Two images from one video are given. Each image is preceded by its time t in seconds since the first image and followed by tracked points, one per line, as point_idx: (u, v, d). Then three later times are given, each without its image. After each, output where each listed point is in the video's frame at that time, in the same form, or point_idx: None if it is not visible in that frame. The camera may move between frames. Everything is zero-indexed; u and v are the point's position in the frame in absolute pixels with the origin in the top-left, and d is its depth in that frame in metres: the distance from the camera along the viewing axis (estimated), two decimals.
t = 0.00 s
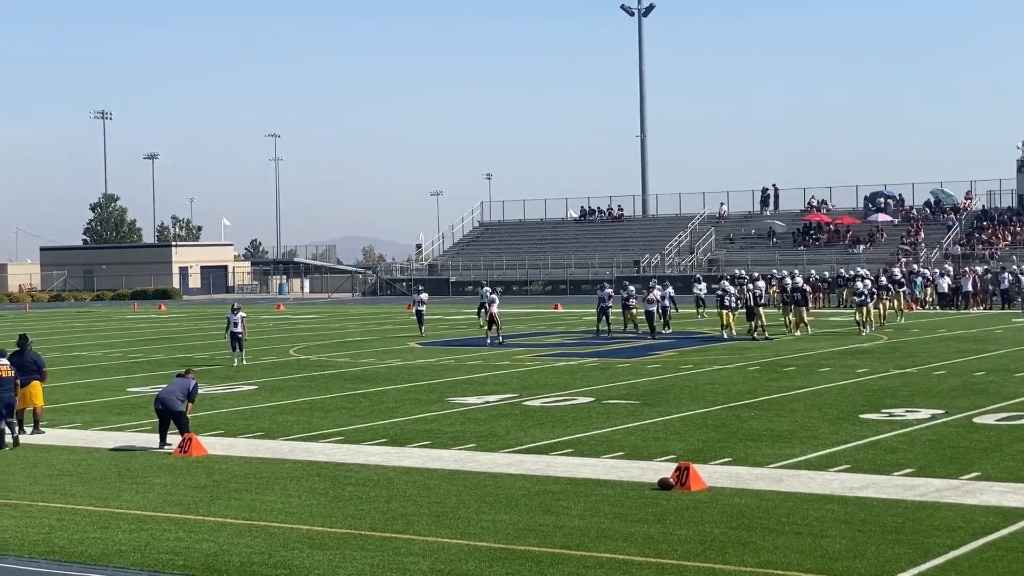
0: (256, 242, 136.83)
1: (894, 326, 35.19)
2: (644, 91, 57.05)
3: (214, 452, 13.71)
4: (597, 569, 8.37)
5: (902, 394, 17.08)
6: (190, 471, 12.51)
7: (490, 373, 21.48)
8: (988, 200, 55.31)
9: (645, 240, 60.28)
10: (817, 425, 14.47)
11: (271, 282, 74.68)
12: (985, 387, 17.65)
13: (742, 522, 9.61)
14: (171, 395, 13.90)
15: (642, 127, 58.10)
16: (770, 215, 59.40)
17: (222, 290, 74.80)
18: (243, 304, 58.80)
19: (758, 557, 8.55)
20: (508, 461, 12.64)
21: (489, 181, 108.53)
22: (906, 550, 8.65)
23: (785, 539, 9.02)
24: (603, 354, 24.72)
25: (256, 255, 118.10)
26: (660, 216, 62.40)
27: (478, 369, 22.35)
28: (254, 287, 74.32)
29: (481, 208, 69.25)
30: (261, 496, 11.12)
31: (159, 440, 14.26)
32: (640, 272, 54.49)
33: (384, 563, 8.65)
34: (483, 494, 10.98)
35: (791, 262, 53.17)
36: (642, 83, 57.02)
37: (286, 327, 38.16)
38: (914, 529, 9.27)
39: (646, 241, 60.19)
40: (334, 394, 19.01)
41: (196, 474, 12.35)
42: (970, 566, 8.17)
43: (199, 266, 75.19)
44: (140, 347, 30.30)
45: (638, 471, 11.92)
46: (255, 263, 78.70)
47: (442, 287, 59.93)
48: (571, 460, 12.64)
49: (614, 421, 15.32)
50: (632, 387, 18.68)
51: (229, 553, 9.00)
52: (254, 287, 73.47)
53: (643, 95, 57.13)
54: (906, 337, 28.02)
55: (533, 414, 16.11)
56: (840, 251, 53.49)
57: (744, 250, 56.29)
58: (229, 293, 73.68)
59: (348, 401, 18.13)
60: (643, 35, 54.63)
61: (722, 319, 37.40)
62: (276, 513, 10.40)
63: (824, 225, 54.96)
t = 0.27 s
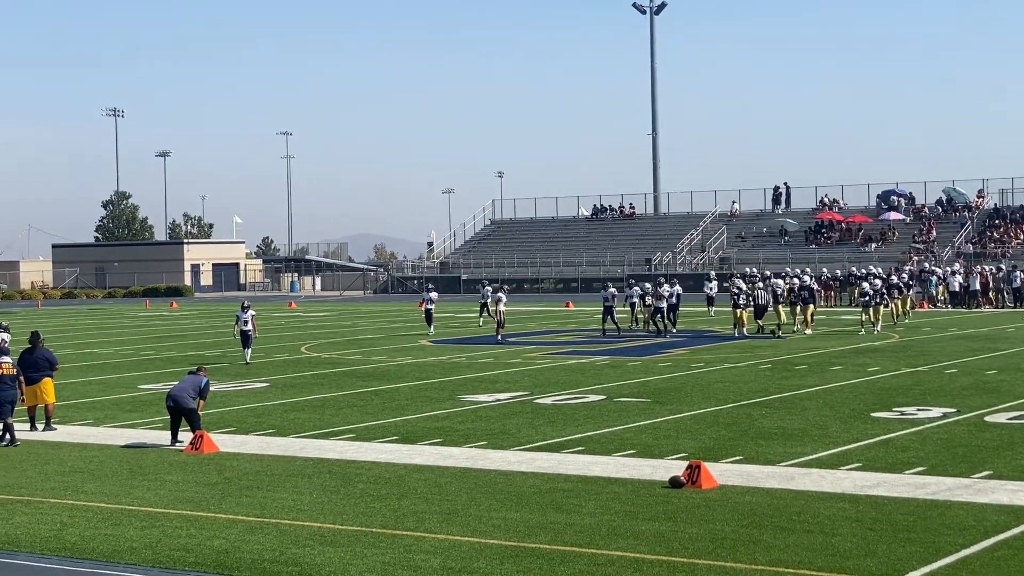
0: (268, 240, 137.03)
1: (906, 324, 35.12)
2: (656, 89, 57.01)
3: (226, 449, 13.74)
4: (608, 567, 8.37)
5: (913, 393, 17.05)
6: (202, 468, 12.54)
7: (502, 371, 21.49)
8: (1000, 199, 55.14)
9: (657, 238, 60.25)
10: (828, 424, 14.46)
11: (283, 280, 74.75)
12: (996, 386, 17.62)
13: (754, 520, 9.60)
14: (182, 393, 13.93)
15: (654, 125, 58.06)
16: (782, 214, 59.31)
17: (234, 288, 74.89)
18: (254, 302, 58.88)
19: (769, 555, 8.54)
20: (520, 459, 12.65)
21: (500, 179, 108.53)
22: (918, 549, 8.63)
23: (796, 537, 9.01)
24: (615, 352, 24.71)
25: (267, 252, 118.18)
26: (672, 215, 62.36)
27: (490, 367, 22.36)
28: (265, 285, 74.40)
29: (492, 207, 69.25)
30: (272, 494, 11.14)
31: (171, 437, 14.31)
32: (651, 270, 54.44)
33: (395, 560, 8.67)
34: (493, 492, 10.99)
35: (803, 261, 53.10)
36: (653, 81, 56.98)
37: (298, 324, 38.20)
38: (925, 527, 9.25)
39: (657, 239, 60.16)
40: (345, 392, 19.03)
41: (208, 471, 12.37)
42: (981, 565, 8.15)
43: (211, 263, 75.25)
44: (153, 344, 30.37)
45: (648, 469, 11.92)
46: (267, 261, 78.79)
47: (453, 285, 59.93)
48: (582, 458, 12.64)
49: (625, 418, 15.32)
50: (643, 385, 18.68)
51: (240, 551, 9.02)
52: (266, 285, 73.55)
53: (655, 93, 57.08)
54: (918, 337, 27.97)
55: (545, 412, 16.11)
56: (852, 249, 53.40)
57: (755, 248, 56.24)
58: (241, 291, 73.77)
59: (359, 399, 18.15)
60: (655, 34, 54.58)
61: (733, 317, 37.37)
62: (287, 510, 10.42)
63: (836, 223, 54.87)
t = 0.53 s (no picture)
0: (272, 236, 137.07)
1: (909, 321, 35.10)
2: (659, 86, 56.99)
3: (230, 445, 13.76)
4: (610, 564, 8.38)
5: (916, 390, 17.05)
6: (205, 464, 12.56)
7: (505, 367, 21.50)
8: (1004, 196, 55.07)
9: (660, 236, 60.24)
10: (831, 421, 14.47)
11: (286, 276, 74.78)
12: (999, 383, 17.62)
13: (757, 517, 9.61)
14: (186, 388, 13.94)
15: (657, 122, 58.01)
16: (785, 211, 59.26)
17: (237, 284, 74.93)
18: (257, 298, 58.92)
19: (772, 552, 8.54)
20: (523, 455, 12.66)
21: (502, 176, 108.55)
22: (921, 546, 8.63)
23: (799, 535, 9.02)
24: (618, 349, 24.72)
25: (270, 249, 118.15)
26: (675, 212, 62.32)
27: (493, 363, 22.38)
28: (269, 281, 74.42)
29: (495, 204, 69.25)
30: (275, 490, 11.16)
31: (175, 432, 14.34)
32: (654, 267, 54.42)
33: (399, 557, 8.67)
34: (497, 488, 11.00)
35: (806, 259, 53.08)
36: (657, 79, 56.94)
37: (301, 321, 38.21)
38: (927, 525, 9.26)
39: (661, 236, 60.16)
40: (349, 388, 19.06)
41: (211, 467, 12.40)
42: (983, 563, 8.16)
43: (215, 259, 75.26)
44: (156, 341, 30.41)
45: (652, 466, 11.93)
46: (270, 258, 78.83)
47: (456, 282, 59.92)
48: (586, 454, 12.65)
49: (628, 415, 15.34)
50: (646, 382, 18.70)
51: (243, 546, 9.04)
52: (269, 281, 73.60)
53: (658, 90, 57.05)
54: (921, 334, 27.96)
55: (548, 408, 16.13)
56: (855, 247, 53.38)
57: (758, 246, 56.20)
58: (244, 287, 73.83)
59: (362, 395, 18.17)
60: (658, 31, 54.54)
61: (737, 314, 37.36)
62: (290, 506, 10.43)
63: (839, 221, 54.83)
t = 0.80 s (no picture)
0: (268, 233, 136.98)
1: (905, 319, 35.10)
2: (656, 83, 56.95)
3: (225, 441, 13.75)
4: (606, 560, 8.38)
5: (912, 388, 17.06)
6: (201, 459, 12.55)
7: (501, 364, 21.49)
8: (1000, 194, 55.06)
9: (656, 233, 60.24)
10: (827, 418, 14.47)
11: (282, 272, 74.75)
12: (995, 381, 17.63)
13: (753, 514, 9.61)
14: (182, 384, 13.94)
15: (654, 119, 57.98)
16: (782, 209, 59.25)
17: (233, 280, 74.90)
18: (253, 294, 58.89)
19: (768, 550, 8.54)
20: (519, 452, 12.65)
21: (499, 172, 108.55)
22: (916, 544, 8.63)
23: (795, 532, 9.02)
24: (614, 346, 24.73)
25: (265, 245, 118.05)
26: (672, 209, 62.32)
27: (489, 360, 22.38)
28: (265, 277, 74.39)
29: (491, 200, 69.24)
30: (271, 486, 11.14)
31: (170, 427, 14.31)
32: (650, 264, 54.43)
33: (394, 553, 8.66)
34: (492, 485, 10.99)
35: (803, 256, 53.09)
36: (653, 75, 56.92)
37: (296, 316, 38.18)
38: (923, 523, 9.25)
39: (657, 233, 60.16)
40: (345, 384, 19.05)
41: (207, 463, 12.38)
42: (979, 560, 8.16)
43: (211, 255, 75.20)
44: (152, 336, 30.38)
45: (647, 463, 11.92)
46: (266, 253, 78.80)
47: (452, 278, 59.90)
48: (581, 451, 12.65)
49: (624, 412, 15.34)
50: (642, 379, 18.70)
51: (238, 542, 9.03)
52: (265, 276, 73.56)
53: (655, 87, 57.02)
54: (917, 332, 27.98)
55: (544, 405, 16.13)
56: (851, 244, 53.38)
57: (755, 243, 56.21)
58: (240, 283, 73.80)
59: (359, 391, 18.16)
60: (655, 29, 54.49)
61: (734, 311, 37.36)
62: (286, 502, 10.43)
63: (835, 218, 54.83)
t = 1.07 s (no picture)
0: (256, 227, 136.69)
1: (892, 315, 35.18)
2: (645, 79, 56.97)
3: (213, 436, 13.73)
4: (593, 556, 8.38)
5: (899, 384, 17.10)
6: (188, 455, 12.52)
7: (489, 360, 21.48)
8: (988, 191, 55.17)
9: (644, 229, 60.28)
10: (814, 415, 14.50)
11: (270, 267, 74.57)
12: (982, 378, 17.67)
13: (740, 510, 9.63)
14: (169, 378, 13.90)
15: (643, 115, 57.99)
16: (770, 205, 59.29)
17: (221, 275, 74.69)
18: (240, 289, 58.77)
19: (755, 546, 8.56)
20: (506, 448, 12.65)
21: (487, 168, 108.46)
22: (903, 540, 8.65)
23: (781, 528, 9.04)
24: (602, 342, 24.74)
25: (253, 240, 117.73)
26: (660, 205, 62.34)
27: (477, 355, 22.37)
28: (252, 272, 74.21)
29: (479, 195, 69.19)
30: (258, 481, 11.13)
31: (157, 422, 14.28)
32: (638, 260, 54.46)
33: (381, 548, 8.66)
34: (480, 480, 10.99)
35: (791, 253, 53.14)
36: (642, 72, 56.96)
37: (284, 312, 38.12)
38: (910, 519, 9.28)
39: (645, 229, 60.20)
40: (332, 380, 19.02)
41: (194, 458, 12.36)
42: (965, 557, 8.18)
43: (199, 250, 75.01)
44: (138, 331, 30.30)
45: (635, 459, 11.93)
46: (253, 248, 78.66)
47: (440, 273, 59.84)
48: (569, 447, 12.66)
49: (611, 408, 15.35)
50: (630, 375, 18.70)
51: (224, 537, 9.02)
52: (252, 272, 73.39)
53: (644, 83, 57.04)
54: (905, 328, 28.03)
55: (532, 401, 16.13)
56: (839, 241, 53.44)
57: (743, 240, 56.27)
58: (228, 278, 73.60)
59: (346, 386, 18.14)
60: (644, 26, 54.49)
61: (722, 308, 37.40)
62: (273, 497, 10.41)
63: (823, 215, 54.89)
